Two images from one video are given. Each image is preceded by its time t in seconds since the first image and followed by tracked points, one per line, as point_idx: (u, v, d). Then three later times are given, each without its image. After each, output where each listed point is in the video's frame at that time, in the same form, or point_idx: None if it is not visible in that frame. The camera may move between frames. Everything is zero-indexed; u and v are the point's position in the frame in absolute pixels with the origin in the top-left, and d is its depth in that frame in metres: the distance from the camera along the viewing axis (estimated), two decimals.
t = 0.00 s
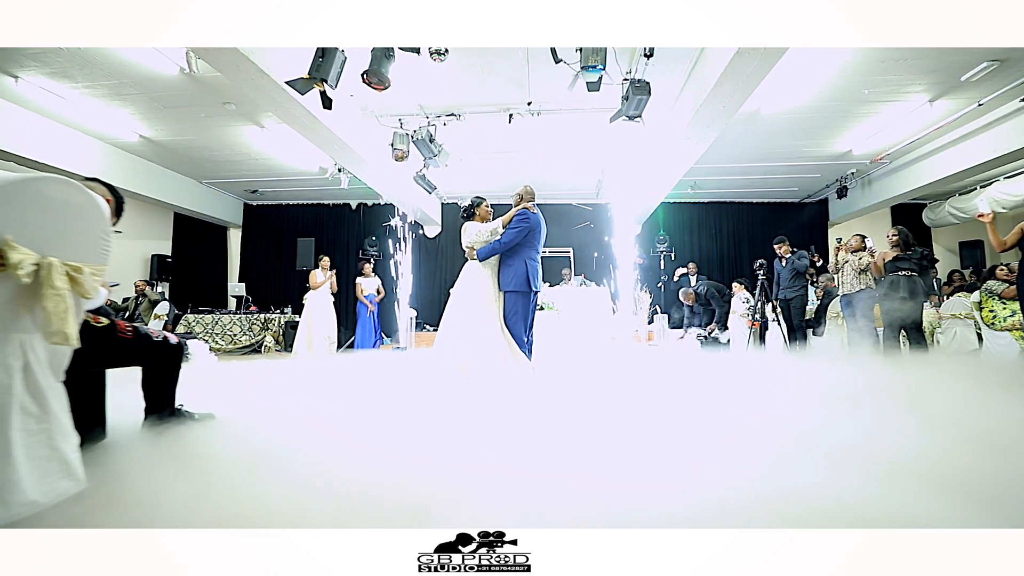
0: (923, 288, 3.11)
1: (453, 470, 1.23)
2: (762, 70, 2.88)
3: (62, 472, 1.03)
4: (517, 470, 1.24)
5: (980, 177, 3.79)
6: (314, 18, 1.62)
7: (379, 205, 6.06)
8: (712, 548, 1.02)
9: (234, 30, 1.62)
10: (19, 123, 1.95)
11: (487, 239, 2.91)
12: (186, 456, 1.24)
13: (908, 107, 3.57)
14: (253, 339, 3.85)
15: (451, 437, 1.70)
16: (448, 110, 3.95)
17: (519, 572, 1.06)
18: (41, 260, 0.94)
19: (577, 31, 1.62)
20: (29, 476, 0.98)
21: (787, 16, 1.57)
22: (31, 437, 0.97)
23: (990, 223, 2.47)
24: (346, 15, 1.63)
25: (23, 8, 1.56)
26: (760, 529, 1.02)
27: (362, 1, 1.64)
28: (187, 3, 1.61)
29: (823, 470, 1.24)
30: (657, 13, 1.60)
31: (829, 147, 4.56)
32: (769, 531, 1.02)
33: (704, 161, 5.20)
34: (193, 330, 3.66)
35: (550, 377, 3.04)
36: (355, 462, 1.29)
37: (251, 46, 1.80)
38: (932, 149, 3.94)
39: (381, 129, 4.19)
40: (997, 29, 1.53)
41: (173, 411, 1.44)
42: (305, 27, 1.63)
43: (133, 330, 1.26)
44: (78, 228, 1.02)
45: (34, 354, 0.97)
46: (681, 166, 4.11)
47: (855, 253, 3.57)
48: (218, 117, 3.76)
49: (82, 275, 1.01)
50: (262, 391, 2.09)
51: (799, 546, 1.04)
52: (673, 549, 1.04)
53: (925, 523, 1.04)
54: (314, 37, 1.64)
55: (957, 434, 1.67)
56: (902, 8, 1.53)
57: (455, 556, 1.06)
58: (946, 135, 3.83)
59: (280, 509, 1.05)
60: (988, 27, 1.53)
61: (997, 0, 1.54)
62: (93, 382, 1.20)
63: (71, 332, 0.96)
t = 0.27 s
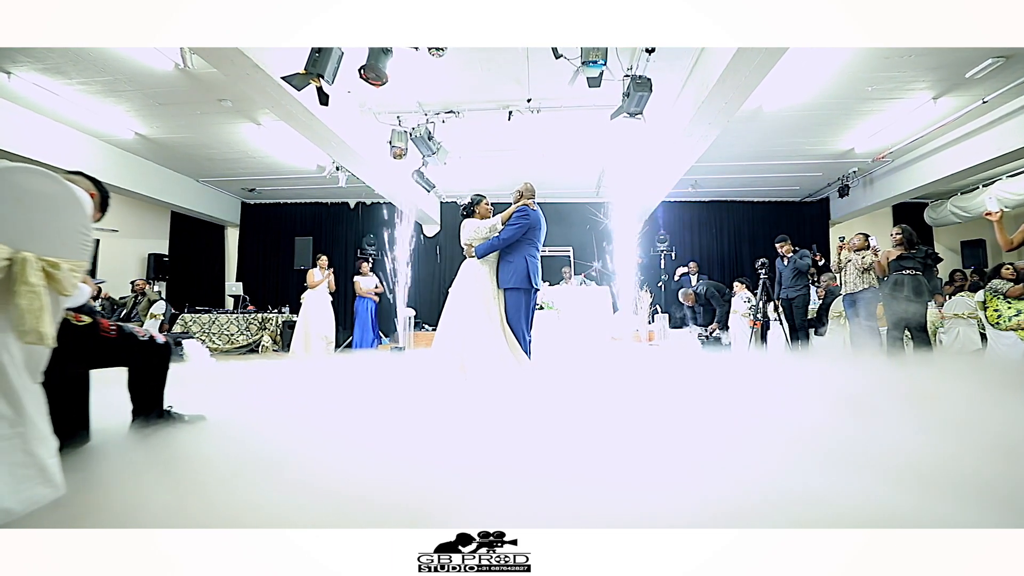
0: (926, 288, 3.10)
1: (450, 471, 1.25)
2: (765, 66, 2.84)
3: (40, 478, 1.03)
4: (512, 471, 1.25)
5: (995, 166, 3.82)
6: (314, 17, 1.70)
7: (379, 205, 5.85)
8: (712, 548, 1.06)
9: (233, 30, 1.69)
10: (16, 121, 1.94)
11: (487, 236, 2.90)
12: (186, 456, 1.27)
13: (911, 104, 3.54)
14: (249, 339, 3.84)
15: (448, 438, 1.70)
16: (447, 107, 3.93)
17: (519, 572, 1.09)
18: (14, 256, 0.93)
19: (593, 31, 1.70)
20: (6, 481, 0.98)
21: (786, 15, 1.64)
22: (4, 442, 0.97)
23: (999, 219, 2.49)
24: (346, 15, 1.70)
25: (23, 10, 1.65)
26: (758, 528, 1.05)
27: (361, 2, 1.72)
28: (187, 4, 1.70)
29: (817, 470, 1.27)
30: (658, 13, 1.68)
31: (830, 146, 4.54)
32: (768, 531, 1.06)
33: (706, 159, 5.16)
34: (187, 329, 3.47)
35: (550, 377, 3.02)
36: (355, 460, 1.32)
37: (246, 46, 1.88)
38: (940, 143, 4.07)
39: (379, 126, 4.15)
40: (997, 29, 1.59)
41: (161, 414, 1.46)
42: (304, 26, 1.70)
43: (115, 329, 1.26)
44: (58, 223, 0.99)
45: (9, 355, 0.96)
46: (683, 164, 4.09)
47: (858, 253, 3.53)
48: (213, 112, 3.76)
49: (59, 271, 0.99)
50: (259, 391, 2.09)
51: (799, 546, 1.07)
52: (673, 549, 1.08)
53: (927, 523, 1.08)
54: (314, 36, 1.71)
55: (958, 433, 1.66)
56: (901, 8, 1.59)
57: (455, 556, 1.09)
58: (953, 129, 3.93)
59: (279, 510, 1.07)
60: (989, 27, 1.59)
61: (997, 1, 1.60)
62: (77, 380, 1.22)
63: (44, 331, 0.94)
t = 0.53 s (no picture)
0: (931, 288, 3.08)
1: (445, 476, 1.28)
2: (768, 62, 2.81)
3: (15, 487, 1.05)
4: (504, 477, 1.28)
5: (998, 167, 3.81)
6: (315, 17, 1.69)
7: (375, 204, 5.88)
8: (712, 549, 1.10)
9: (235, 29, 1.68)
10: (14, 121, 1.94)
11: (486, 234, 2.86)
12: (186, 460, 1.30)
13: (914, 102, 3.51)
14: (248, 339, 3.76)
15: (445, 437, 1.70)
16: (445, 104, 3.90)
17: (519, 571, 1.13)
18: None
19: (591, 31, 1.69)
20: None
21: (786, 16, 1.64)
22: None
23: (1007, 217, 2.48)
24: (346, 14, 1.69)
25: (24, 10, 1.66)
26: (758, 529, 1.09)
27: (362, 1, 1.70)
28: (188, 2, 1.70)
29: (812, 475, 1.30)
30: (658, 13, 1.68)
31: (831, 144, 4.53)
32: (768, 531, 1.10)
33: (707, 158, 5.13)
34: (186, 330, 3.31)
35: (550, 377, 3.01)
36: (352, 464, 1.34)
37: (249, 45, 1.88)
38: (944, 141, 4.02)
39: (377, 123, 4.14)
40: (995, 28, 1.59)
41: (150, 416, 1.49)
42: (305, 26, 1.70)
43: (97, 329, 1.30)
44: (33, 220, 1.03)
45: None
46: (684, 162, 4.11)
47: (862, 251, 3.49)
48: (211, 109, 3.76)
49: (39, 269, 1.02)
50: (256, 391, 2.10)
51: (797, 546, 1.12)
52: (674, 550, 1.11)
53: (930, 523, 1.12)
54: (314, 35, 1.71)
55: (957, 433, 1.65)
56: (902, 8, 1.60)
57: (454, 556, 1.13)
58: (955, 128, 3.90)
59: (285, 511, 1.11)
60: (988, 27, 1.60)
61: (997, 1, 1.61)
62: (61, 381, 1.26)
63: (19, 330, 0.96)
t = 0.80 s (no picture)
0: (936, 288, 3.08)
1: (439, 475, 1.31)
2: (771, 59, 2.78)
3: None
4: (498, 477, 1.30)
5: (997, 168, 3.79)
6: (315, 17, 1.72)
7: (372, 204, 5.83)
8: (712, 548, 1.17)
9: (235, 30, 1.70)
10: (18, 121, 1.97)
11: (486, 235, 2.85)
12: (186, 459, 1.33)
13: (919, 99, 3.52)
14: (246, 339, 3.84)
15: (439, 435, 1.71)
16: (445, 102, 3.88)
17: (519, 571, 1.19)
18: None
19: (595, 30, 1.73)
20: None
21: (786, 15, 1.68)
22: None
23: (1013, 217, 2.47)
24: (346, 14, 1.73)
25: (25, 10, 1.68)
26: (758, 530, 1.16)
27: (362, 1, 1.74)
28: (188, 3, 1.71)
29: (807, 478, 1.33)
30: (658, 13, 1.71)
31: (836, 140, 4.51)
32: (768, 532, 1.17)
33: (710, 156, 5.09)
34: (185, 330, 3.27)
35: (551, 377, 3.01)
36: (348, 462, 1.37)
37: (250, 46, 1.88)
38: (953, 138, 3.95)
39: (377, 121, 4.12)
40: (994, 28, 1.63)
41: (137, 421, 1.50)
42: (305, 26, 1.72)
43: (80, 330, 1.34)
44: (11, 209, 1.12)
45: None
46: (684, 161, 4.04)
47: (866, 250, 3.51)
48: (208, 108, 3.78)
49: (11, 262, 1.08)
50: (253, 391, 2.11)
51: (797, 546, 1.19)
52: (675, 550, 1.18)
53: (934, 524, 1.21)
54: (314, 36, 1.72)
55: (954, 436, 1.64)
56: (898, 8, 1.63)
57: (454, 556, 1.19)
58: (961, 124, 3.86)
59: (290, 512, 1.15)
60: (987, 27, 1.63)
61: (996, 1, 1.65)
62: (40, 382, 1.28)
63: None
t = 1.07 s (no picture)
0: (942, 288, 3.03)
1: (438, 475, 1.30)
2: (775, 55, 2.74)
3: None
4: (496, 476, 1.30)
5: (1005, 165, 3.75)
6: (315, 17, 1.69)
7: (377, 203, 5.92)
8: (711, 549, 1.17)
9: (235, 30, 1.69)
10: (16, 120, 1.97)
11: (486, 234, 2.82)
12: (185, 459, 1.33)
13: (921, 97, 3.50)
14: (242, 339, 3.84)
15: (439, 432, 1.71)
16: (445, 100, 3.85)
17: (519, 571, 1.19)
18: None
19: (593, 30, 1.71)
20: None
21: (786, 15, 1.66)
22: None
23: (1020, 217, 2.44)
24: (347, 15, 1.71)
25: (26, 10, 1.67)
26: (759, 530, 1.15)
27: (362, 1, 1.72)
28: (188, 3, 1.70)
29: (807, 478, 1.31)
30: (658, 13, 1.70)
31: (839, 139, 4.48)
32: (767, 532, 1.16)
33: (711, 155, 5.04)
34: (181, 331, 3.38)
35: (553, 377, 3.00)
36: (346, 462, 1.37)
37: (251, 46, 1.87)
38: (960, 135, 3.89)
39: (376, 120, 4.10)
40: (996, 29, 1.62)
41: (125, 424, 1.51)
42: (305, 26, 1.70)
43: (60, 330, 1.39)
44: None
45: None
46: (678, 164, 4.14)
47: (869, 250, 3.48)
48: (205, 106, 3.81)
49: None
50: (251, 391, 2.11)
51: (797, 546, 1.18)
52: (675, 550, 1.18)
53: (932, 523, 1.19)
54: (315, 36, 1.70)
55: (956, 437, 1.62)
56: (899, 8, 1.62)
57: (454, 556, 1.19)
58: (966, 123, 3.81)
59: (286, 512, 1.15)
60: (988, 27, 1.62)
61: (997, 1, 1.63)
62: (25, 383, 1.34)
63: None
